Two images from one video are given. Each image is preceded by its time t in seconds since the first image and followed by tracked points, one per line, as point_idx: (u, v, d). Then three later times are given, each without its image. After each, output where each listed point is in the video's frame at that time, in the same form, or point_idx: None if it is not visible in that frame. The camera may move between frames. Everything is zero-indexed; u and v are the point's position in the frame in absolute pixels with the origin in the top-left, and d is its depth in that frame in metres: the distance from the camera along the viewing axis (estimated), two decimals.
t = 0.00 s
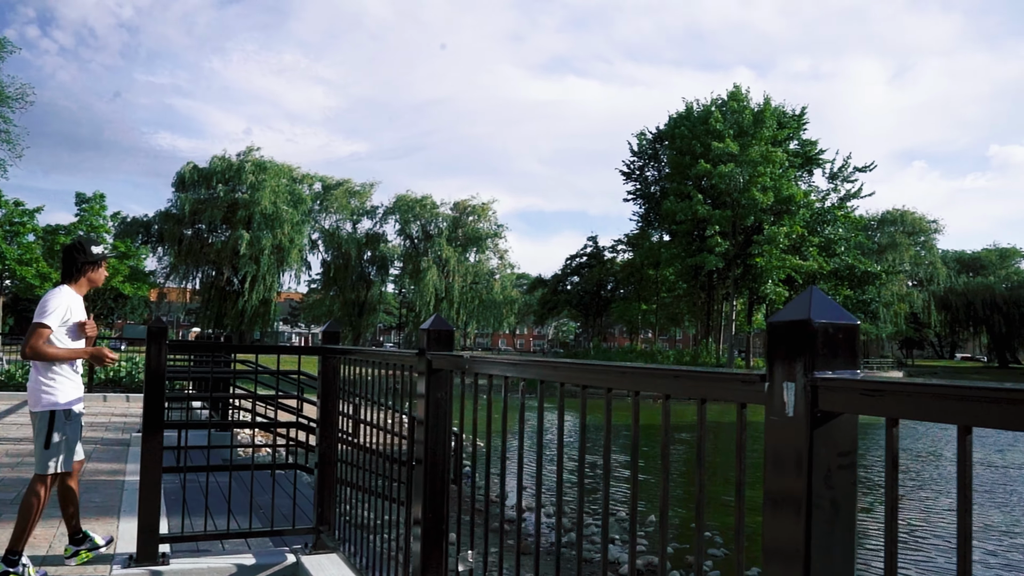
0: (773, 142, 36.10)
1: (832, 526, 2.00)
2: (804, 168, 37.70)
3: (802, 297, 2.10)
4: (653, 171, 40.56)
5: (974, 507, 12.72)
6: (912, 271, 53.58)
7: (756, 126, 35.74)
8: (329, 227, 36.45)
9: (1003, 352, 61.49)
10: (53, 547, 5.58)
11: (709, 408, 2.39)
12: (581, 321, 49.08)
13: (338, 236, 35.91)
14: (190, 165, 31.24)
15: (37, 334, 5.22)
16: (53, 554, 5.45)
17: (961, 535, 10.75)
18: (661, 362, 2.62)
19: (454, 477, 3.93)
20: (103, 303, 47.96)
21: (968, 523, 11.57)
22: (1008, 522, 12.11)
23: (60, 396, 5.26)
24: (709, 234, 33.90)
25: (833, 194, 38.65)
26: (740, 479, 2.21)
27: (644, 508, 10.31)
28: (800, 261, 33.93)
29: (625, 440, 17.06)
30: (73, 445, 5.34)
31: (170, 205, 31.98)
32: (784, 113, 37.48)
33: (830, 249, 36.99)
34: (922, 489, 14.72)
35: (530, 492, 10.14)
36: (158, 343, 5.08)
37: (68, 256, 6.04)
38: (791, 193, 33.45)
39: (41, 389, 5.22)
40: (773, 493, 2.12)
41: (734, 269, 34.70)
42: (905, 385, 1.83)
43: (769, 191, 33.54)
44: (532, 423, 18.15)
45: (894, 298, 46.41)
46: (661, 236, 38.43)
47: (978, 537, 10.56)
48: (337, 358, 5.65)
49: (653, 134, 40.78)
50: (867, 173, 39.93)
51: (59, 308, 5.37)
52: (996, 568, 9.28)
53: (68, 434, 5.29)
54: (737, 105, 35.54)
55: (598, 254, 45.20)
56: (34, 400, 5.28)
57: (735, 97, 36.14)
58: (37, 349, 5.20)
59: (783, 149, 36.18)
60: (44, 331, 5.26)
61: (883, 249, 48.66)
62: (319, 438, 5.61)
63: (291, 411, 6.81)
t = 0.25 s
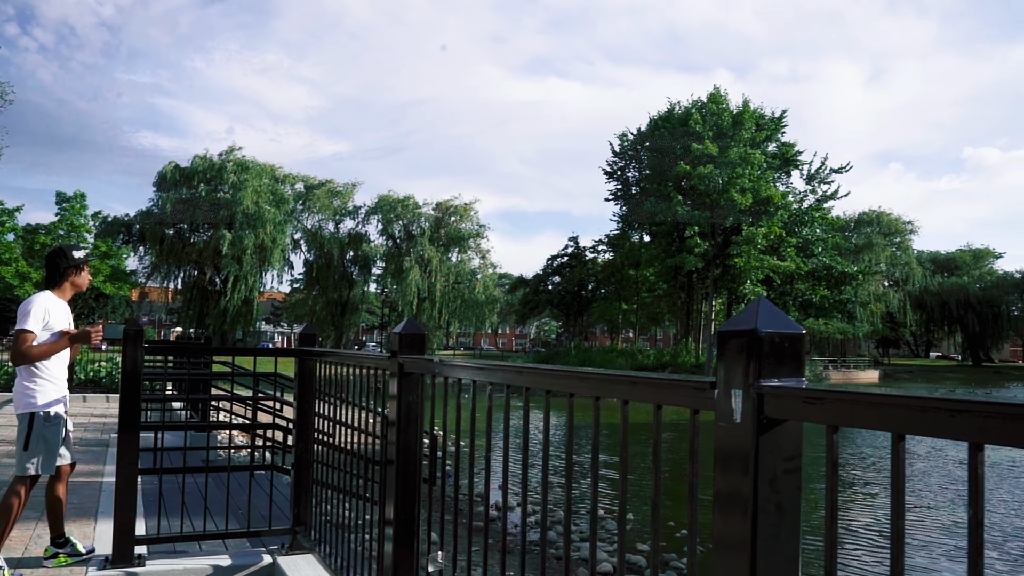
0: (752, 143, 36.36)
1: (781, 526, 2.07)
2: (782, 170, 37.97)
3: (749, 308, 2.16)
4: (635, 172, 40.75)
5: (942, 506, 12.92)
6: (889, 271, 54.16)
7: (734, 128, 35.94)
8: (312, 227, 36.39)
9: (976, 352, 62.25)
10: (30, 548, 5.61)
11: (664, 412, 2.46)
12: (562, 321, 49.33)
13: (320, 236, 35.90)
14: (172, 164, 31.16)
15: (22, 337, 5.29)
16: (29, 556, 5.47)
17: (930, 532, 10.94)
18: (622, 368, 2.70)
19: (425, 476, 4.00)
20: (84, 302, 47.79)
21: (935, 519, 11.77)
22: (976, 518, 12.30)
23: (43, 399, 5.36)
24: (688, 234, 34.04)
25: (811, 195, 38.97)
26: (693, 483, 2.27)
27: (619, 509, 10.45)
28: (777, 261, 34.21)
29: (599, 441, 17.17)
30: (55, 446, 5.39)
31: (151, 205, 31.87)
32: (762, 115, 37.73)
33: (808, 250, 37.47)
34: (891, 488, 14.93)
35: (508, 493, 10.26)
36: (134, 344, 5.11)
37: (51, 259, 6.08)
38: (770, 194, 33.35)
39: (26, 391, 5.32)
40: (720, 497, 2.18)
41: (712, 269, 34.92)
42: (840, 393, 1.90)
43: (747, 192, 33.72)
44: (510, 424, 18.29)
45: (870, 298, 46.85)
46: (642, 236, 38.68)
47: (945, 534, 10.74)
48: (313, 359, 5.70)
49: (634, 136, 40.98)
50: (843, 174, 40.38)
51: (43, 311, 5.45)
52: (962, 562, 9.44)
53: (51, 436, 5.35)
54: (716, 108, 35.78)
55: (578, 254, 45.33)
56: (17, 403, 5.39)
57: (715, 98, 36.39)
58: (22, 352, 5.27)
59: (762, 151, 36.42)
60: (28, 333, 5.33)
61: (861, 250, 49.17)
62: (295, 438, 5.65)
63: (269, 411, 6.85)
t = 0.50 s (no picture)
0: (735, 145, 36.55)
1: (730, 525, 2.13)
2: (765, 171, 38.24)
3: (701, 313, 2.23)
4: (620, 173, 40.93)
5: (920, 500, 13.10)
6: (869, 272, 54.68)
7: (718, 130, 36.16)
8: (299, 226, 36.40)
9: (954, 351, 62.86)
10: (11, 548, 5.65)
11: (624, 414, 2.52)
12: (548, 321, 49.41)
13: (307, 235, 35.96)
14: (158, 164, 31.10)
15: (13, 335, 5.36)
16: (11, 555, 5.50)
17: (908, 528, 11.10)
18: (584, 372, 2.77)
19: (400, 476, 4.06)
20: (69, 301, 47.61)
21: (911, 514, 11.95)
22: (952, 515, 12.48)
23: (34, 397, 5.41)
24: (672, 235, 34.16)
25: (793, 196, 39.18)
26: (651, 484, 2.33)
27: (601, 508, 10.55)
28: (760, 262, 34.54)
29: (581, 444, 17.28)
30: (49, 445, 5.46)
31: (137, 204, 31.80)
32: (746, 117, 37.99)
33: (790, 250, 37.80)
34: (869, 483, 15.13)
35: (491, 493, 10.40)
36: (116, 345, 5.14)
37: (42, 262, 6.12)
38: (752, 195, 33.83)
39: (17, 389, 5.38)
40: (674, 497, 2.25)
41: (697, 270, 35.13)
42: (784, 395, 1.97)
43: (730, 194, 33.93)
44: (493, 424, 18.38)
45: (850, 297, 47.32)
46: (626, 236, 38.75)
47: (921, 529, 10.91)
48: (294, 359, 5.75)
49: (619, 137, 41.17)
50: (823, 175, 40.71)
51: (31, 310, 5.51)
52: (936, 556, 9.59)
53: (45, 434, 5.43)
54: (700, 110, 35.80)
55: (563, 253, 45.49)
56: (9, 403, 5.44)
57: (699, 100, 36.52)
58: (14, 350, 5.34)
59: (745, 153, 36.68)
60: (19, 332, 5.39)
61: (842, 250, 49.60)
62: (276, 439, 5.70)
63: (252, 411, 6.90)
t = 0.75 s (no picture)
0: (722, 146, 36.67)
1: (688, 523, 2.19)
2: (752, 172, 38.45)
3: (660, 317, 2.28)
4: (609, 173, 41.07)
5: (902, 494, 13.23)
6: (854, 272, 55.06)
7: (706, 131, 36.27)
8: (289, 226, 36.45)
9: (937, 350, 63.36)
10: None
11: (590, 413, 2.59)
12: (537, 320, 49.50)
13: (297, 235, 36.01)
14: (148, 163, 31.08)
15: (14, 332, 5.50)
16: None
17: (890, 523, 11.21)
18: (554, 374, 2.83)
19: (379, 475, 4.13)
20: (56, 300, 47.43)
21: (892, 508, 12.08)
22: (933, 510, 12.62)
23: (35, 396, 5.56)
24: (659, 235, 34.25)
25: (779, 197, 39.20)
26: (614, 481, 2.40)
27: (587, 505, 10.62)
28: (746, 262, 34.78)
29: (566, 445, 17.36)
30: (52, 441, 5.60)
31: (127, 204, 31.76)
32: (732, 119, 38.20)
33: (776, 250, 38.01)
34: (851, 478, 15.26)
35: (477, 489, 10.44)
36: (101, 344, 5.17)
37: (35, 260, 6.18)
38: (739, 196, 33.99)
39: (17, 389, 5.51)
40: (635, 497, 2.31)
41: (684, 269, 35.30)
42: (739, 396, 2.03)
43: (717, 194, 34.06)
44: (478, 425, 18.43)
45: (834, 297, 47.67)
46: (614, 236, 38.81)
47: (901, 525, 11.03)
48: (277, 359, 5.82)
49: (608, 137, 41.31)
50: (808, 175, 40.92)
51: (31, 311, 5.64)
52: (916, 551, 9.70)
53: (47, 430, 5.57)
54: (687, 111, 35.89)
55: (552, 253, 45.59)
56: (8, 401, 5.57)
57: (686, 101, 36.55)
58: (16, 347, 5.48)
59: (732, 154, 36.89)
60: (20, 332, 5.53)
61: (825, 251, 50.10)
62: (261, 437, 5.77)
63: (240, 409, 6.97)
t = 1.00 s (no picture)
0: (711, 147, 36.70)
1: (653, 520, 2.26)
2: (740, 173, 38.61)
3: (627, 320, 2.35)
4: (600, 173, 41.17)
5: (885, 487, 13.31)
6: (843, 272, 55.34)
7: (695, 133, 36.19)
8: (281, 225, 36.45)
9: (924, 349, 63.74)
10: None
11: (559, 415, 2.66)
12: (529, 319, 49.55)
13: (289, 234, 36.01)
14: (140, 163, 31.06)
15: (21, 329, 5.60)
16: None
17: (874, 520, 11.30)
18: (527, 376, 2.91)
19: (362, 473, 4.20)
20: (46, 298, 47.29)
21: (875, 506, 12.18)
22: (916, 507, 12.73)
23: (35, 395, 5.64)
24: (649, 235, 34.32)
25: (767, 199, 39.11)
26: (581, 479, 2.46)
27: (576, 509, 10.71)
28: (734, 262, 34.99)
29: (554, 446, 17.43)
30: (51, 440, 5.68)
31: (119, 203, 31.75)
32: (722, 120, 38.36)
33: (765, 251, 38.14)
34: (837, 476, 15.37)
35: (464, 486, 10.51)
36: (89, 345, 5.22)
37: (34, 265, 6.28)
38: (728, 197, 34.08)
39: (19, 386, 5.59)
40: (600, 496, 2.37)
41: (673, 269, 35.42)
42: (695, 400, 2.09)
43: (706, 194, 34.19)
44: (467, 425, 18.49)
45: (822, 296, 47.89)
46: (604, 236, 38.90)
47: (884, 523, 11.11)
48: (264, 359, 5.88)
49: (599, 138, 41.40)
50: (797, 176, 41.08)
51: (38, 311, 5.76)
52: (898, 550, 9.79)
53: (48, 428, 5.66)
54: (677, 113, 35.96)
55: (543, 253, 45.64)
56: (7, 399, 5.63)
57: (676, 103, 36.43)
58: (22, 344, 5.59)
59: (721, 155, 37.07)
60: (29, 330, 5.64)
61: (815, 251, 50.36)
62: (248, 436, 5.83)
63: (229, 408, 7.02)
